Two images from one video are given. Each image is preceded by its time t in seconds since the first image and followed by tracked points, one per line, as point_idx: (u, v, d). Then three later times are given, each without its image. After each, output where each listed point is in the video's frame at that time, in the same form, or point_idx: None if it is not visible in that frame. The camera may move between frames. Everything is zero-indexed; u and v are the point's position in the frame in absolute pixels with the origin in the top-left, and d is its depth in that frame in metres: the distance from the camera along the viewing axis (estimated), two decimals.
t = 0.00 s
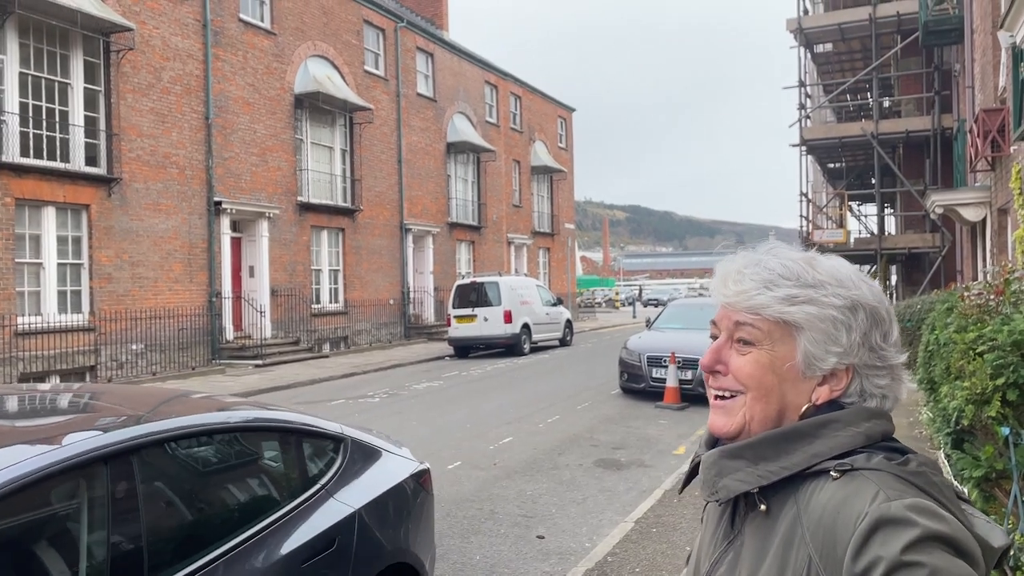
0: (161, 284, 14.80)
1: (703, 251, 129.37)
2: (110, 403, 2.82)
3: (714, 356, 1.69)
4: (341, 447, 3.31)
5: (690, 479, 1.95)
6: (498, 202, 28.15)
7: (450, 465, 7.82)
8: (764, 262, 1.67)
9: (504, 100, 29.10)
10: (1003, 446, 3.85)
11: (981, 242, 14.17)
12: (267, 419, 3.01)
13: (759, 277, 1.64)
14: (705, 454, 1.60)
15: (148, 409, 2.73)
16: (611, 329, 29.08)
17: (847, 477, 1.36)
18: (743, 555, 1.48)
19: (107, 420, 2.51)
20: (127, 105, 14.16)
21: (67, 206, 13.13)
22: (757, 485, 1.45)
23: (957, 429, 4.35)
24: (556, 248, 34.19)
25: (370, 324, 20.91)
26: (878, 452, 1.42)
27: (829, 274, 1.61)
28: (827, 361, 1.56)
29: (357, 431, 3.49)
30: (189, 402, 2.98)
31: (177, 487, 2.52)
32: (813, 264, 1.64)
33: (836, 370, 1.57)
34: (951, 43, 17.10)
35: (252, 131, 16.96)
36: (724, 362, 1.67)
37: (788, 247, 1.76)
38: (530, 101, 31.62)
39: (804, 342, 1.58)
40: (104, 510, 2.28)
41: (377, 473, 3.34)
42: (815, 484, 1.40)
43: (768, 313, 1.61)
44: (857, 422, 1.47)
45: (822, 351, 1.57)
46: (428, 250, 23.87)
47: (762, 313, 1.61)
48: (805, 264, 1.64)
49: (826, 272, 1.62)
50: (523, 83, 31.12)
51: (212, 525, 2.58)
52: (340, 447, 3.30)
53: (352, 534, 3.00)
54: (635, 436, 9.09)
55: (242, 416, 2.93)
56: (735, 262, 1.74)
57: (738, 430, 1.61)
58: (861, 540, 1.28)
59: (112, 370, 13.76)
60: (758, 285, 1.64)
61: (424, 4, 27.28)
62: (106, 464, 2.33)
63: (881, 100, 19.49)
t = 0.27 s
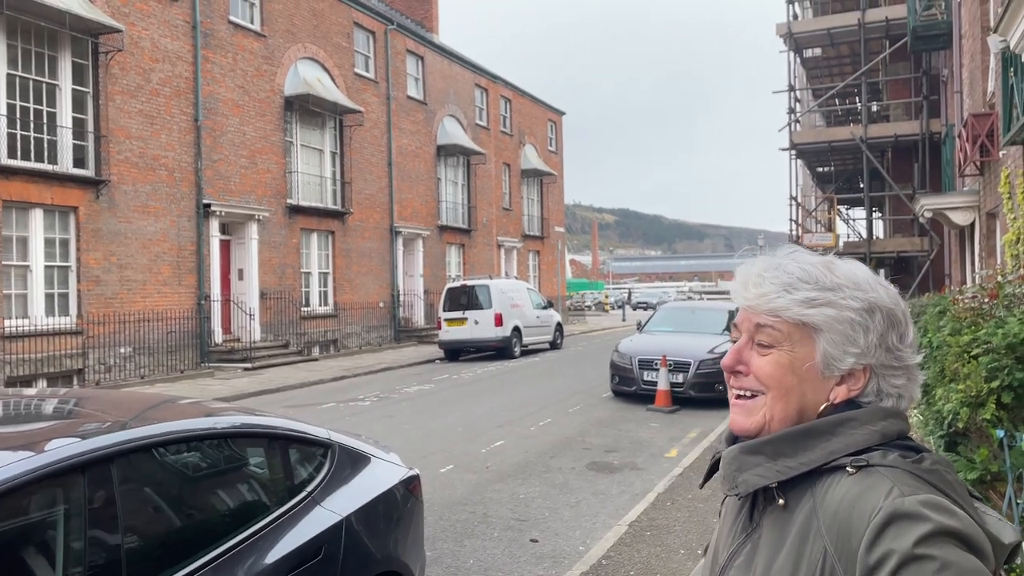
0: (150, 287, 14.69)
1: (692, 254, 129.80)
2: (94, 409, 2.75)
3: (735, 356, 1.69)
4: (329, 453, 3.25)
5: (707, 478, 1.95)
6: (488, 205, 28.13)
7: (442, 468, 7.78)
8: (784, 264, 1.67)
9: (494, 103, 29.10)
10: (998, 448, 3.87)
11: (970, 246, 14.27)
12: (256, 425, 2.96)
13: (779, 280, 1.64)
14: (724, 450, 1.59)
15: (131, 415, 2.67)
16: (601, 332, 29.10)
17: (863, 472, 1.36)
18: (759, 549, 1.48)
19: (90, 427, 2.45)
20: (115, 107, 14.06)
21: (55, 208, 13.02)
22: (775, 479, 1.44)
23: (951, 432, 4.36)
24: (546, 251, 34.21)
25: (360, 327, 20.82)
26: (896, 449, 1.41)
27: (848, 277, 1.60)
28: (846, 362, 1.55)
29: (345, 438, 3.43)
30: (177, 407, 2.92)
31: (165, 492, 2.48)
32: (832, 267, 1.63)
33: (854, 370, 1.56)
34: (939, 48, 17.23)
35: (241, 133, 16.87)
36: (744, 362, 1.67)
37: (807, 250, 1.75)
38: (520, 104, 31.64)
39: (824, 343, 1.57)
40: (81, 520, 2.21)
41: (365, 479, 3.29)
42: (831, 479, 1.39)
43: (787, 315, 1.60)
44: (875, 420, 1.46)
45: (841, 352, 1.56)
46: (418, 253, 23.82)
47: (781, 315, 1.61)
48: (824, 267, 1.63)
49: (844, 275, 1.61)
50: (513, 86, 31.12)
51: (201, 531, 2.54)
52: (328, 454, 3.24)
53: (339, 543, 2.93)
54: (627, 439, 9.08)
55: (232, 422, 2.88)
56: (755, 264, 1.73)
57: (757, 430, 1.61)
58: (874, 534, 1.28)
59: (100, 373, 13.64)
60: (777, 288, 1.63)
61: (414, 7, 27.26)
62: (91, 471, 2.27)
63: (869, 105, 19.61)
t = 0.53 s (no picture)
0: (133, 287, 14.60)
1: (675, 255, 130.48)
2: (78, 411, 2.74)
3: (735, 355, 1.76)
4: (311, 458, 3.20)
5: (711, 466, 2.02)
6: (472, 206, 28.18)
7: (428, 468, 7.81)
8: (782, 266, 1.73)
9: (479, 104, 29.13)
10: (982, 447, 4.00)
11: (949, 247, 14.50)
12: (239, 429, 2.93)
13: (776, 282, 1.71)
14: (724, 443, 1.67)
15: (119, 417, 2.68)
16: (586, 333, 29.23)
17: (855, 465, 1.43)
18: (755, 534, 1.55)
19: (70, 429, 2.43)
20: (98, 106, 13.95)
21: (37, 208, 12.91)
22: (772, 470, 1.52)
23: (934, 431, 4.45)
24: (530, 252, 34.32)
25: (344, 327, 20.77)
26: (885, 443, 1.48)
27: (844, 279, 1.67)
28: (841, 361, 1.62)
29: (327, 441, 3.38)
30: (164, 410, 2.92)
31: (147, 496, 2.46)
32: (829, 269, 1.70)
33: (849, 368, 1.63)
34: (919, 53, 17.50)
35: (226, 133, 16.80)
36: (744, 360, 1.74)
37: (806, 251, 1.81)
38: (505, 105, 31.72)
39: (820, 343, 1.64)
40: (52, 528, 2.18)
41: (349, 483, 3.24)
42: (825, 471, 1.46)
43: (785, 316, 1.67)
44: (867, 414, 1.53)
45: (836, 351, 1.63)
46: (403, 253, 23.81)
47: (781, 316, 1.68)
48: (821, 269, 1.70)
49: (840, 277, 1.68)
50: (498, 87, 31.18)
51: (183, 535, 2.51)
52: (310, 458, 3.19)
53: (320, 548, 2.86)
54: (612, 439, 9.15)
55: (216, 425, 2.86)
56: (756, 265, 1.80)
57: (756, 424, 1.69)
58: (865, 523, 1.34)
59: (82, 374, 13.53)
60: (777, 290, 1.70)
61: (399, 7, 27.25)
62: (66, 476, 2.24)
63: (851, 108, 19.85)
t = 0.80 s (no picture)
0: (109, 286, 14.42)
1: (654, 254, 131.12)
2: (50, 414, 2.70)
3: (704, 357, 1.78)
4: (284, 461, 3.15)
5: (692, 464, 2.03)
6: (453, 206, 28.14)
7: (409, 468, 7.79)
8: (744, 267, 1.76)
9: (460, 104, 29.09)
10: (958, 445, 4.10)
11: (924, 247, 14.71)
12: (214, 431, 2.90)
13: (739, 283, 1.73)
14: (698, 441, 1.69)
15: (92, 420, 2.64)
16: (566, 332, 29.29)
17: (820, 451, 1.46)
18: (733, 527, 1.57)
19: (40, 432, 2.41)
20: (74, 103, 13.76)
21: (11, 205, 12.70)
22: (744, 463, 1.54)
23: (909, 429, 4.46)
24: (511, 251, 34.34)
25: (324, 327, 20.65)
26: (846, 429, 1.51)
27: (802, 276, 1.69)
28: (806, 355, 1.64)
29: (302, 443, 3.34)
30: (139, 413, 2.88)
31: (120, 499, 2.45)
32: (787, 268, 1.72)
33: (813, 361, 1.65)
34: (895, 55, 17.73)
35: (204, 130, 16.63)
36: (714, 360, 1.75)
37: (767, 252, 1.84)
38: (486, 105, 31.71)
39: (783, 339, 1.66)
40: (21, 533, 2.16)
41: (324, 486, 3.20)
42: (792, 459, 1.49)
43: (748, 315, 1.69)
44: (830, 404, 1.55)
45: (800, 346, 1.65)
46: (383, 252, 23.72)
47: (745, 316, 1.70)
48: (780, 268, 1.72)
49: (799, 275, 1.70)
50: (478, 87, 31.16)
51: (156, 538, 2.50)
52: (284, 461, 3.15)
53: (293, 554, 2.83)
54: (593, 438, 9.18)
55: (191, 427, 2.84)
56: (719, 268, 1.82)
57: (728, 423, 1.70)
58: (831, 506, 1.37)
59: (56, 374, 13.34)
60: (740, 291, 1.72)
61: (379, 6, 27.14)
62: (31, 481, 2.21)
63: (829, 110, 20.06)
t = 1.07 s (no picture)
0: (81, 284, 14.20)
1: (632, 252, 131.70)
2: (16, 416, 2.64)
3: (683, 352, 1.77)
4: (253, 463, 3.10)
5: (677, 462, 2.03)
6: (431, 203, 28.04)
7: (386, 467, 7.74)
8: (719, 264, 1.75)
9: (438, 101, 28.97)
10: (931, 441, 4.14)
11: (896, 246, 14.90)
12: (182, 434, 2.85)
13: (713, 280, 1.73)
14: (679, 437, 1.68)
15: (59, 422, 2.58)
16: (544, 330, 29.31)
17: (794, 442, 1.46)
18: (714, 522, 1.57)
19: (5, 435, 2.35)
20: (45, 97, 13.51)
21: None
22: (722, 455, 1.54)
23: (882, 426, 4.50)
24: (489, 249, 34.30)
25: (300, 325, 20.47)
26: (821, 420, 1.51)
27: (775, 271, 1.69)
28: (779, 348, 1.64)
29: (272, 445, 3.29)
30: (108, 415, 2.83)
31: (87, 502, 2.40)
32: (760, 265, 1.72)
33: (787, 354, 1.65)
34: (870, 56, 17.93)
35: (178, 126, 16.40)
36: (692, 356, 1.75)
37: (742, 249, 1.84)
38: (464, 102, 31.62)
39: (757, 333, 1.66)
40: None
41: (295, 488, 3.15)
42: (768, 451, 1.48)
43: (724, 310, 1.69)
44: (806, 397, 1.55)
45: (773, 339, 1.64)
46: (361, 250, 23.57)
47: (719, 311, 1.69)
48: (752, 265, 1.72)
49: (771, 270, 1.70)
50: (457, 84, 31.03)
51: (124, 542, 2.46)
52: (252, 464, 3.09)
53: (261, 558, 2.77)
54: (570, 436, 9.19)
55: (159, 429, 2.78)
56: (696, 265, 1.82)
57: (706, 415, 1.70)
58: (801, 494, 1.37)
59: (26, 373, 13.10)
60: (714, 287, 1.72)
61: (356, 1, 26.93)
62: None
63: (804, 109, 20.24)
